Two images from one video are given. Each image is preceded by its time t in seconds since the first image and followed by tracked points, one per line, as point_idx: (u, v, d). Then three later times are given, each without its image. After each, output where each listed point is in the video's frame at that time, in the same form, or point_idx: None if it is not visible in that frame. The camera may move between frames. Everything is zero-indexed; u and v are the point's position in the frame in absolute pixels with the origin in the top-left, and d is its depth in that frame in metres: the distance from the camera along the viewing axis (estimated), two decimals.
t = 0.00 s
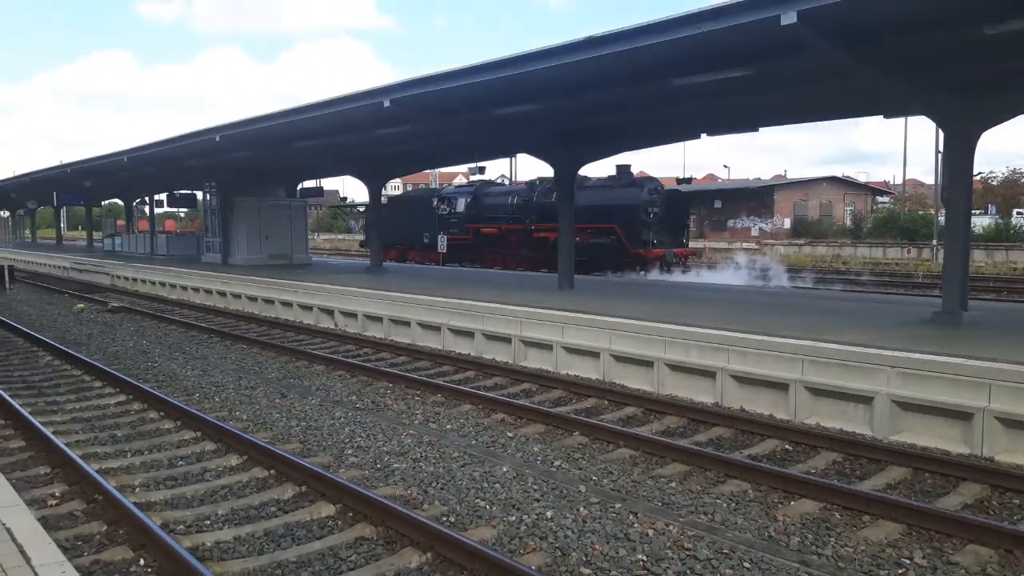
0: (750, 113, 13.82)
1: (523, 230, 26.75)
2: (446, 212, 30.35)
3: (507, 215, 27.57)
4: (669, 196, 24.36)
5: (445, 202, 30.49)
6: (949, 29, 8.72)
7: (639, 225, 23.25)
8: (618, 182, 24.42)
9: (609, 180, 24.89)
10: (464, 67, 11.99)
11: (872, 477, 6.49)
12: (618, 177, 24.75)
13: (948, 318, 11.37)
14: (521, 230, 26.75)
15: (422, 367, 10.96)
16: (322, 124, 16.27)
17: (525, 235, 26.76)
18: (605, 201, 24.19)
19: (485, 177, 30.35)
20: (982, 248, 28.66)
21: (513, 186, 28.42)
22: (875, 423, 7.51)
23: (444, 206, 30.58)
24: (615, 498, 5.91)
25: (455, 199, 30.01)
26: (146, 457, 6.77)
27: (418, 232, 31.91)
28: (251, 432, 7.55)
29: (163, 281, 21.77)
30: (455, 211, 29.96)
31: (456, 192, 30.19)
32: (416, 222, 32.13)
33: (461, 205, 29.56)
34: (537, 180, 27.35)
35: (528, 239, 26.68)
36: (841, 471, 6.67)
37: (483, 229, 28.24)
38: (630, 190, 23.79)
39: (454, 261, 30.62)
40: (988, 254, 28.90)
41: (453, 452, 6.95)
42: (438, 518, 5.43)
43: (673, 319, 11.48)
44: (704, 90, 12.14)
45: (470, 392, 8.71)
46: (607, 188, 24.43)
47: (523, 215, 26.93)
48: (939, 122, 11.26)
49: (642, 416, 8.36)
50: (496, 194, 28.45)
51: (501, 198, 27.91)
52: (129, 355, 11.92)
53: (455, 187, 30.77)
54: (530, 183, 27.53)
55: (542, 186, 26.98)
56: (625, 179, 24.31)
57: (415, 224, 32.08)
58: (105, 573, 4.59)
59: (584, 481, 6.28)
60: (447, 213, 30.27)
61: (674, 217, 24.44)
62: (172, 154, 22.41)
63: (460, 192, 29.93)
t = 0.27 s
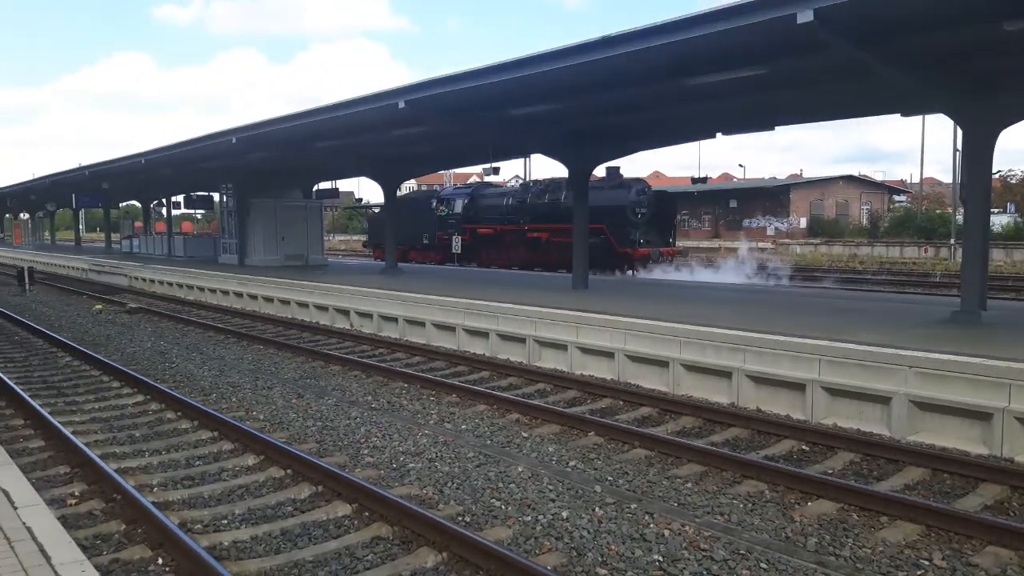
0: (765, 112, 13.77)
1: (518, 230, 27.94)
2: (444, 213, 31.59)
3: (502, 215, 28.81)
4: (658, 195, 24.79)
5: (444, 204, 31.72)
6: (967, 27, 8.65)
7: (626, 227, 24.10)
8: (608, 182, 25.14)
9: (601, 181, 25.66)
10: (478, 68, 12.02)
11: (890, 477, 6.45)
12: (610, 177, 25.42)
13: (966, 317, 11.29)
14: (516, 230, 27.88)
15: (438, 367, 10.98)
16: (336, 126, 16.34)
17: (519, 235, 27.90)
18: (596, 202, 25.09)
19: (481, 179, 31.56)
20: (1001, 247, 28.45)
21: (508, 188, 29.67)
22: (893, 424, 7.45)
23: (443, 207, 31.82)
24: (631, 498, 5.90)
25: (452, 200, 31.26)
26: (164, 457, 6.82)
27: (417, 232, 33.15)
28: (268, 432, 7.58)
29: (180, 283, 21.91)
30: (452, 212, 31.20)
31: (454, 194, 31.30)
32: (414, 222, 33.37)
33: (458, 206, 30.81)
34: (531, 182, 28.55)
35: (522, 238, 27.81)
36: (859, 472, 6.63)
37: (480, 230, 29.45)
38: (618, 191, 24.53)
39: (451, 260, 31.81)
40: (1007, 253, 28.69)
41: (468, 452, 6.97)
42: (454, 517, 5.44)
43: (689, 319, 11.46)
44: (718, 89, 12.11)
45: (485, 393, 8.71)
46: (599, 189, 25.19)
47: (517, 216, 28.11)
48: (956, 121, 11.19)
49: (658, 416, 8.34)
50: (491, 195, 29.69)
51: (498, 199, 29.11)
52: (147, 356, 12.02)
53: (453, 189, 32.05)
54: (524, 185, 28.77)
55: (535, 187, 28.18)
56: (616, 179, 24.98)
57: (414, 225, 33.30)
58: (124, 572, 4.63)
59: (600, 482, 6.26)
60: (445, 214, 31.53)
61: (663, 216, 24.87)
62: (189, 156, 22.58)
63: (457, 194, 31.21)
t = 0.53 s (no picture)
0: (776, 107, 13.72)
1: (506, 227, 28.98)
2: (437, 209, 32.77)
3: (490, 212, 29.93)
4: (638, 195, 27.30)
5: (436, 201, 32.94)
6: (982, 20, 8.59)
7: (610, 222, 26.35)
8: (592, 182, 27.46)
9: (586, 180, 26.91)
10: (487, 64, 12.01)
11: (902, 474, 6.42)
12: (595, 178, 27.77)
13: (978, 313, 11.24)
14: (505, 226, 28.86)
15: (447, 363, 11.01)
16: (346, 122, 16.36)
17: (507, 231, 28.93)
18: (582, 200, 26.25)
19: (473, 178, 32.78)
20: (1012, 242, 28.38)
21: (498, 186, 30.84)
22: (905, 420, 7.42)
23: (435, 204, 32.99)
24: (641, 495, 5.89)
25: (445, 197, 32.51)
26: (176, 452, 6.85)
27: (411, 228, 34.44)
28: (279, 427, 7.61)
29: (191, 279, 22.00)
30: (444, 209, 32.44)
31: (446, 191, 32.52)
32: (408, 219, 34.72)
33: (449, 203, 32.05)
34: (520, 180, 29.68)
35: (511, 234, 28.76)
36: (870, 469, 6.60)
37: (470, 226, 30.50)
38: (603, 190, 26.91)
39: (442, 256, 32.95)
40: (1018, 248, 28.62)
41: (478, 448, 6.97)
42: (464, 513, 5.45)
43: (700, 315, 11.45)
44: (729, 84, 12.06)
45: (494, 389, 8.71)
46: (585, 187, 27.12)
47: (505, 213, 29.20)
48: (969, 116, 11.13)
49: (668, 413, 8.32)
50: (483, 193, 30.85)
51: (488, 196, 30.27)
52: (159, 351, 12.08)
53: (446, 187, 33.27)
54: (513, 183, 29.91)
55: (523, 185, 29.30)
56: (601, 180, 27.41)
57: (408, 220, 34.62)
58: (137, 567, 4.65)
59: (609, 478, 6.26)
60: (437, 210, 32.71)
61: (645, 214, 27.37)
62: (200, 153, 22.66)
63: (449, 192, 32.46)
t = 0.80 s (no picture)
0: (790, 108, 13.68)
1: (500, 228, 30.23)
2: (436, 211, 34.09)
3: (485, 214, 31.20)
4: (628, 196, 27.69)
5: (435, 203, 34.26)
6: (999, 19, 8.52)
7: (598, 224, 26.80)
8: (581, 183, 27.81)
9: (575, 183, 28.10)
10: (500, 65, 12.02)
11: (918, 477, 6.37)
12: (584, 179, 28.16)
13: (994, 314, 11.17)
14: (499, 227, 30.07)
15: (460, 364, 11.03)
16: (359, 124, 16.41)
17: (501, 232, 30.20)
18: (572, 202, 27.42)
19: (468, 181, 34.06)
20: None
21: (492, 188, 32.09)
22: (921, 423, 7.36)
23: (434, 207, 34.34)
24: (655, 497, 5.87)
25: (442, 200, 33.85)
26: (191, 453, 6.89)
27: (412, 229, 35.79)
28: (293, 428, 7.64)
29: (205, 281, 22.12)
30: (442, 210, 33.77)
31: (444, 194, 33.77)
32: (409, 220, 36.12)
33: (447, 205, 33.40)
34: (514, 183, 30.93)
35: (505, 235, 29.98)
36: (886, 471, 6.56)
37: (466, 227, 31.77)
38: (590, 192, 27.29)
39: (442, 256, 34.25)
40: None
41: (491, 449, 6.97)
42: (478, 514, 5.45)
43: (713, 316, 11.45)
44: (742, 85, 12.02)
45: (507, 390, 8.71)
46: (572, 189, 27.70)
47: (499, 214, 30.43)
48: (985, 115, 11.05)
49: (681, 414, 8.30)
50: (479, 195, 32.12)
51: (483, 198, 31.54)
52: (174, 352, 12.16)
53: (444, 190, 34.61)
54: (507, 185, 31.16)
55: (517, 187, 30.54)
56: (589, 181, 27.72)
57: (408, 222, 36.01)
58: (152, 567, 4.68)
59: (622, 480, 6.25)
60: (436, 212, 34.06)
61: (634, 214, 27.75)
62: (214, 155, 22.79)
63: (446, 194, 33.81)
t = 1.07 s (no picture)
0: (809, 107, 13.60)
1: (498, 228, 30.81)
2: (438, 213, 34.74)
3: (487, 215, 31.78)
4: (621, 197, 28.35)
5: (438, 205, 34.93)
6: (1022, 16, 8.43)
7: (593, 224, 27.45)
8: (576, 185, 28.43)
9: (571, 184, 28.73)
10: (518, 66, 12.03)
11: (941, 479, 6.31)
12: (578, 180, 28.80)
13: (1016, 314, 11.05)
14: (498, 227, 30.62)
15: (478, 364, 11.04)
16: (378, 124, 16.46)
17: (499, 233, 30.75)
18: (567, 203, 28.05)
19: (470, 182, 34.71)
20: None
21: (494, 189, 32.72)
22: (943, 424, 7.29)
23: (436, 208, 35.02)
24: (674, 498, 5.85)
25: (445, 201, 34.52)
26: (212, 452, 6.94)
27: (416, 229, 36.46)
28: (313, 427, 7.69)
29: (226, 281, 22.28)
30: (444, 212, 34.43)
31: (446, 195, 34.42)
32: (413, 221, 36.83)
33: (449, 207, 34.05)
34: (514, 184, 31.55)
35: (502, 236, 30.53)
36: (908, 472, 6.50)
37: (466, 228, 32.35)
38: (585, 193, 27.92)
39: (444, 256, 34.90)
40: None
41: (510, 449, 6.98)
42: (497, 514, 5.46)
43: (732, 317, 11.40)
44: (761, 84, 11.96)
45: (526, 390, 8.70)
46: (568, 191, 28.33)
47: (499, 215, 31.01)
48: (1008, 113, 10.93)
49: (700, 415, 8.27)
50: (480, 196, 32.73)
51: (484, 200, 32.16)
52: (195, 352, 12.25)
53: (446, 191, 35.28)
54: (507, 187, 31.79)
55: (516, 189, 31.18)
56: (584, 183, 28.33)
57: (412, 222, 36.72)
58: (174, 565, 4.72)
59: (641, 480, 6.23)
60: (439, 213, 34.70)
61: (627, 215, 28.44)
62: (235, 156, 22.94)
63: (449, 195, 34.49)
